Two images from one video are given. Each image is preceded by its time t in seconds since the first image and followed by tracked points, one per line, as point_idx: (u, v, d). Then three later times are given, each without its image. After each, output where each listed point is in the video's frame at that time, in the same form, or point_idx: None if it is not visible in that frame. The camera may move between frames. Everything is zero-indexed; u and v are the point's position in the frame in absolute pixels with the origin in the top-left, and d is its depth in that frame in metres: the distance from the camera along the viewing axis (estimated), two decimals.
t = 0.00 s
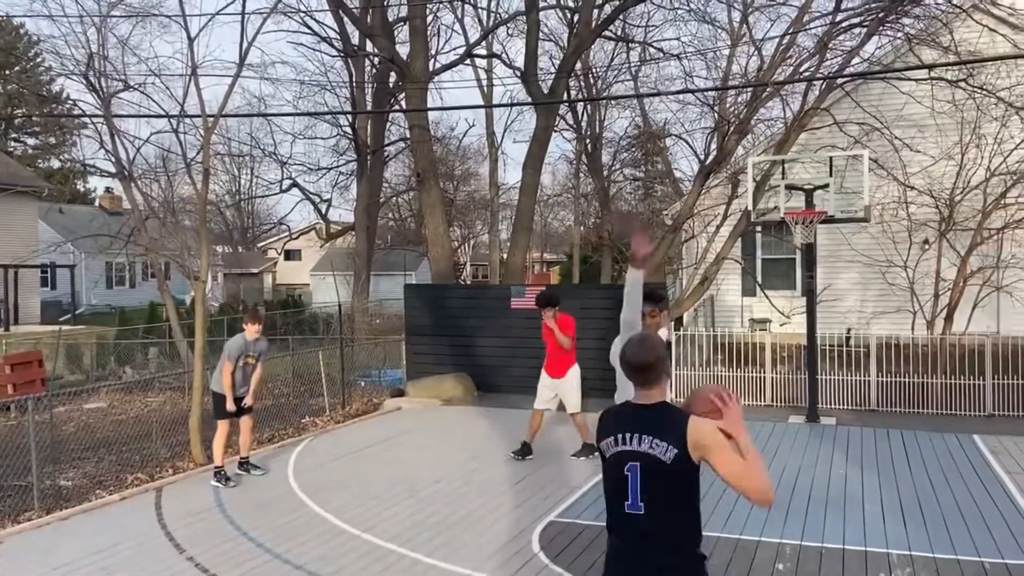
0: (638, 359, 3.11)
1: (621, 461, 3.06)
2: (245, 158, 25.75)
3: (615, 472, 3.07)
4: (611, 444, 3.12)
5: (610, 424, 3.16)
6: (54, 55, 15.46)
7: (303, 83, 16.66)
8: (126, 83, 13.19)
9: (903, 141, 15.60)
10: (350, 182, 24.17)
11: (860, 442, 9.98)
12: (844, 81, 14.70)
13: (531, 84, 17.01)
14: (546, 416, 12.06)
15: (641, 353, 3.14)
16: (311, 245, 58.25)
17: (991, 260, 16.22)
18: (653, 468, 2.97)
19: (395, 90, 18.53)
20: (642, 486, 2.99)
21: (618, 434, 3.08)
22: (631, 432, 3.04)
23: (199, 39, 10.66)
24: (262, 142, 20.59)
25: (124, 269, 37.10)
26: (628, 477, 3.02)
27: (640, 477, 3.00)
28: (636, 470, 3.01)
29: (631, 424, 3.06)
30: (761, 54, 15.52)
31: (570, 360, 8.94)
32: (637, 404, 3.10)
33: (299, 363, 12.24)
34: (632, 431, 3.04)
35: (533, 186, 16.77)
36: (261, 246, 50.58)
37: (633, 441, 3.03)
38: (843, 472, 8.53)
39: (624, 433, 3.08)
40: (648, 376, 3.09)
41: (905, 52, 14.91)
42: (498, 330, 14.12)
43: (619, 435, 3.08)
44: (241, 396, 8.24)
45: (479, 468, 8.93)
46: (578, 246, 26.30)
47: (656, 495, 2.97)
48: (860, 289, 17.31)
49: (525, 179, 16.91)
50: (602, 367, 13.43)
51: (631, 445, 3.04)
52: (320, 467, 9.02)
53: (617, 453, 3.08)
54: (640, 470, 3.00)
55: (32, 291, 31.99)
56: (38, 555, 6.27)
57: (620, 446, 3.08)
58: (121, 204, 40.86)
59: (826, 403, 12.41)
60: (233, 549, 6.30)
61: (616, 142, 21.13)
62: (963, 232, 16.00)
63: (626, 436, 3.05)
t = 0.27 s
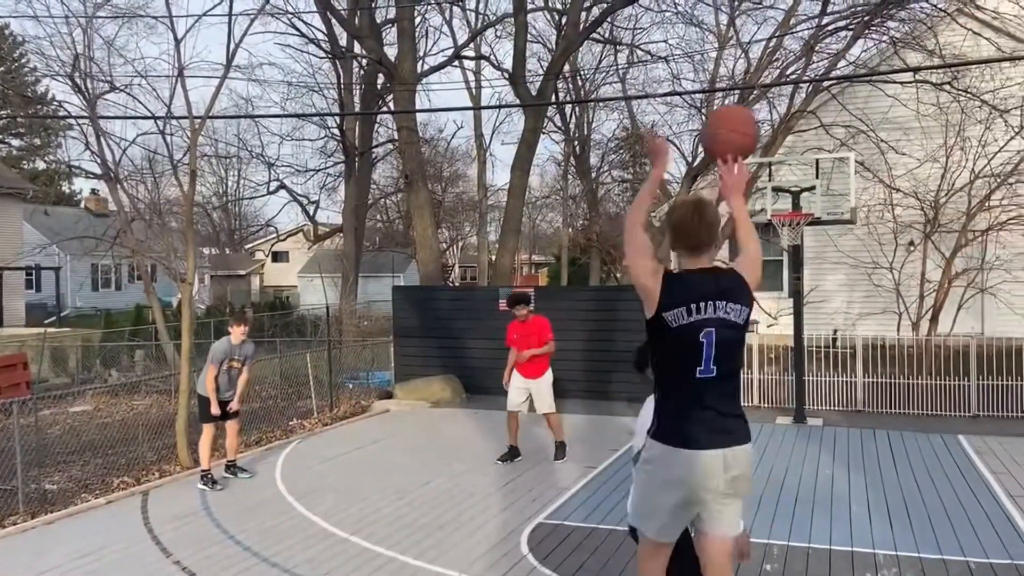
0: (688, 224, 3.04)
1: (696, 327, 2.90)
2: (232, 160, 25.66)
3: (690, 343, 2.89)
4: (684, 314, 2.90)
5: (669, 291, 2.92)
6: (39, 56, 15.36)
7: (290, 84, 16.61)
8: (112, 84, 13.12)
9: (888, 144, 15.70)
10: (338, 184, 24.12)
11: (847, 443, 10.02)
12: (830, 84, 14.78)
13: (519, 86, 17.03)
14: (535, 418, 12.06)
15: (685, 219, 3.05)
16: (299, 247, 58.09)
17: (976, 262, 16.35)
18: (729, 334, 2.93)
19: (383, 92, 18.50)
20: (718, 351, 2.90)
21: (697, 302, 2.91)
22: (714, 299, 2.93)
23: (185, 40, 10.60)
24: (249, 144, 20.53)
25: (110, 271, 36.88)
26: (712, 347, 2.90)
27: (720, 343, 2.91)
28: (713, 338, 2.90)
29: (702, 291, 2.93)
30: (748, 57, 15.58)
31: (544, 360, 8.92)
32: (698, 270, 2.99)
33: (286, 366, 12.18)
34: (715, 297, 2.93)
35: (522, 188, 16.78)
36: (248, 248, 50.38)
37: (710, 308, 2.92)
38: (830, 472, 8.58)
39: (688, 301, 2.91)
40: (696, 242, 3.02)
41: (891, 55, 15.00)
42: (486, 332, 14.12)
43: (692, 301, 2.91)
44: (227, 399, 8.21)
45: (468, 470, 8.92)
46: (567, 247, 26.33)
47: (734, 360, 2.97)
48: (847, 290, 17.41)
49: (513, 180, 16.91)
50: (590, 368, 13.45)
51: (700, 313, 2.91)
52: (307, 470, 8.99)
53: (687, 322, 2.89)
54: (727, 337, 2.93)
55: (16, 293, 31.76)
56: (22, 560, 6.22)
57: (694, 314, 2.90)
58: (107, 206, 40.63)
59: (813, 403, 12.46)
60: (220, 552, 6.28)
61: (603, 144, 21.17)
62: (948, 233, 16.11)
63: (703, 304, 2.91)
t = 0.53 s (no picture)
0: (733, 274, 2.89)
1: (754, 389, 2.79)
2: (217, 161, 25.54)
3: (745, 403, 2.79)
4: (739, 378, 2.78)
5: (721, 351, 2.79)
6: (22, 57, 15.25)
7: (275, 86, 16.57)
8: (96, 86, 13.05)
9: (872, 147, 15.81)
10: (324, 186, 24.06)
11: (832, 444, 10.06)
12: (815, 87, 14.86)
13: (506, 88, 17.05)
14: (522, 420, 12.06)
15: (728, 270, 2.92)
16: (285, 249, 57.86)
17: (959, 264, 16.49)
18: (782, 388, 2.85)
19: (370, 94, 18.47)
20: (775, 406, 2.83)
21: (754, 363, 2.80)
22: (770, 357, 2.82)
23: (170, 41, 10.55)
24: (235, 145, 20.46)
25: (94, 274, 36.62)
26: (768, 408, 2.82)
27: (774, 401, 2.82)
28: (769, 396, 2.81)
29: (753, 346, 2.82)
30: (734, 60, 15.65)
31: (533, 361, 8.93)
32: (747, 325, 2.87)
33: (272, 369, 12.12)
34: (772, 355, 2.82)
35: (508, 191, 16.79)
36: (233, 250, 50.19)
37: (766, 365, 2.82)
38: (815, 474, 8.64)
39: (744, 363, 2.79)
40: (742, 292, 2.88)
41: (874, 59, 15.10)
42: (473, 335, 14.11)
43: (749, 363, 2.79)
44: (215, 403, 8.18)
45: (455, 472, 8.92)
46: (554, 249, 26.35)
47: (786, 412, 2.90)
48: (832, 292, 17.51)
49: (500, 182, 16.91)
50: (577, 370, 13.47)
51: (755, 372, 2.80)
52: (292, 474, 8.96)
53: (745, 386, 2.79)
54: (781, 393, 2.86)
55: None
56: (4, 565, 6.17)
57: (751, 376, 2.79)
58: (91, 208, 40.36)
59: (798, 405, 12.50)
60: (205, 556, 6.26)
61: (590, 147, 21.22)
62: (931, 236, 16.24)
63: (757, 361, 2.79)
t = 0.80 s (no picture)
0: (775, 393, 2.72)
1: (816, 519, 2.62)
2: (201, 163, 25.41)
3: (812, 534, 2.61)
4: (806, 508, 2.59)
5: (783, 489, 2.56)
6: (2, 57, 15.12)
7: (259, 88, 16.52)
8: (78, 87, 12.96)
9: (855, 151, 15.93)
10: (309, 188, 23.99)
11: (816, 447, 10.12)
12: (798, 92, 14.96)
13: (492, 91, 17.06)
14: (508, 423, 12.06)
15: (770, 388, 2.73)
16: (269, 252, 57.58)
17: (940, 267, 16.65)
18: (839, 508, 2.70)
19: (355, 96, 18.43)
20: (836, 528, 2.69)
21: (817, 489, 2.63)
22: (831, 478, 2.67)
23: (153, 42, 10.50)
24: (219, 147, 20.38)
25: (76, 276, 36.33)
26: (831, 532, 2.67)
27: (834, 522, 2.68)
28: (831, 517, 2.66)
29: (813, 471, 2.63)
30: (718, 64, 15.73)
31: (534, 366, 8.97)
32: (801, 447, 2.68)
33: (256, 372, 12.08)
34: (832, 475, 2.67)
35: (494, 193, 16.80)
36: (217, 252, 49.96)
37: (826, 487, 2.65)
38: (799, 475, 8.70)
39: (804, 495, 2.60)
40: (787, 409, 2.72)
41: (857, 63, 15.22)
42: (458, 337, 14.11)
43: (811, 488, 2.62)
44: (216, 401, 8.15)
45: (440, 476, 8.91)
46: (539, 252, 26.37)
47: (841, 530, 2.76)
48: (815, 295, 17.63)
49: (485, 185, 16.91)
50: (563, 372, 13.49)
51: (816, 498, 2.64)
52: (276, 477, 8.92)
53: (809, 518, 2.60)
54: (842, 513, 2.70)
55: None
56: None
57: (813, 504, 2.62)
58: (73, 210, 40.06)
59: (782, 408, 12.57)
60: (188, 560, 6.22)
61: (575, 149, 21.26)
62: (913, 239, 16.38)
63: (819, 484, 2.62)
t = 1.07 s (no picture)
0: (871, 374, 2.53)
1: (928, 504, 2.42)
2: (182, 164, 25.24)
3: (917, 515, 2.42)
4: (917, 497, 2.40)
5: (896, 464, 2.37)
6: None
7: (241, 89, 16.44)
8: (57, 86, 12.84)
9: (836, 154, 16.05)
10: (291, 189, 23.89)
11: (799, 448, 10.18)
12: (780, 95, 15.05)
13: (476, 93, 17.05)
14: (491, 426, 12.04)
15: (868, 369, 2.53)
16: (251, 254, 57.27)
17: (920, 270, 16.81)
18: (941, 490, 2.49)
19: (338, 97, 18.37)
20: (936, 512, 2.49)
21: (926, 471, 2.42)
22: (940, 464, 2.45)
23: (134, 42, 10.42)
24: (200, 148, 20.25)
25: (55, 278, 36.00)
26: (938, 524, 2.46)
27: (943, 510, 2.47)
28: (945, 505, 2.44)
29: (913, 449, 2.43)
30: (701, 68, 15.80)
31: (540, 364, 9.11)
32: (900, 429, 2.47)
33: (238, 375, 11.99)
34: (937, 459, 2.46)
35: (477, 195, 16.79)
36: (198, 253, 49.66)
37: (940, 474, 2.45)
38: (780, 477, 8.75)
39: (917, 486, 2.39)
40: (883, 388, 2.53)
41: (838, 68, 15.33)
42: (442, 340, 14.07)
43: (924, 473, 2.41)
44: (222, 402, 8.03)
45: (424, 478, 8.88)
46: (523, 255, 26.38)
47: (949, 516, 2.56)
48: (797, 298, 17.74)
49: (469, 187, 16.90)
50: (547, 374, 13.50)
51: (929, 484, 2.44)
52: (257, 480, 8.86)
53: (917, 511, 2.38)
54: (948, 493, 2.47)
55: None
56: None
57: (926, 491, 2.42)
58: (52, 211, 39.70)
59: (764, 410, 12.62)
60: (168, 565, 6.17)
61: (559, 152, 21.28)
62: (893, 242, 16.52)
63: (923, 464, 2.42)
